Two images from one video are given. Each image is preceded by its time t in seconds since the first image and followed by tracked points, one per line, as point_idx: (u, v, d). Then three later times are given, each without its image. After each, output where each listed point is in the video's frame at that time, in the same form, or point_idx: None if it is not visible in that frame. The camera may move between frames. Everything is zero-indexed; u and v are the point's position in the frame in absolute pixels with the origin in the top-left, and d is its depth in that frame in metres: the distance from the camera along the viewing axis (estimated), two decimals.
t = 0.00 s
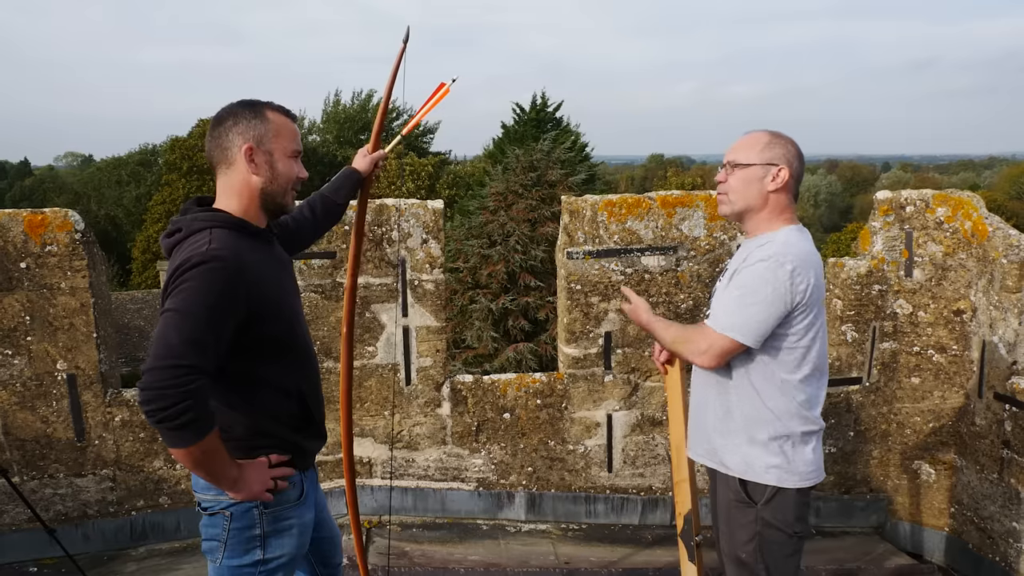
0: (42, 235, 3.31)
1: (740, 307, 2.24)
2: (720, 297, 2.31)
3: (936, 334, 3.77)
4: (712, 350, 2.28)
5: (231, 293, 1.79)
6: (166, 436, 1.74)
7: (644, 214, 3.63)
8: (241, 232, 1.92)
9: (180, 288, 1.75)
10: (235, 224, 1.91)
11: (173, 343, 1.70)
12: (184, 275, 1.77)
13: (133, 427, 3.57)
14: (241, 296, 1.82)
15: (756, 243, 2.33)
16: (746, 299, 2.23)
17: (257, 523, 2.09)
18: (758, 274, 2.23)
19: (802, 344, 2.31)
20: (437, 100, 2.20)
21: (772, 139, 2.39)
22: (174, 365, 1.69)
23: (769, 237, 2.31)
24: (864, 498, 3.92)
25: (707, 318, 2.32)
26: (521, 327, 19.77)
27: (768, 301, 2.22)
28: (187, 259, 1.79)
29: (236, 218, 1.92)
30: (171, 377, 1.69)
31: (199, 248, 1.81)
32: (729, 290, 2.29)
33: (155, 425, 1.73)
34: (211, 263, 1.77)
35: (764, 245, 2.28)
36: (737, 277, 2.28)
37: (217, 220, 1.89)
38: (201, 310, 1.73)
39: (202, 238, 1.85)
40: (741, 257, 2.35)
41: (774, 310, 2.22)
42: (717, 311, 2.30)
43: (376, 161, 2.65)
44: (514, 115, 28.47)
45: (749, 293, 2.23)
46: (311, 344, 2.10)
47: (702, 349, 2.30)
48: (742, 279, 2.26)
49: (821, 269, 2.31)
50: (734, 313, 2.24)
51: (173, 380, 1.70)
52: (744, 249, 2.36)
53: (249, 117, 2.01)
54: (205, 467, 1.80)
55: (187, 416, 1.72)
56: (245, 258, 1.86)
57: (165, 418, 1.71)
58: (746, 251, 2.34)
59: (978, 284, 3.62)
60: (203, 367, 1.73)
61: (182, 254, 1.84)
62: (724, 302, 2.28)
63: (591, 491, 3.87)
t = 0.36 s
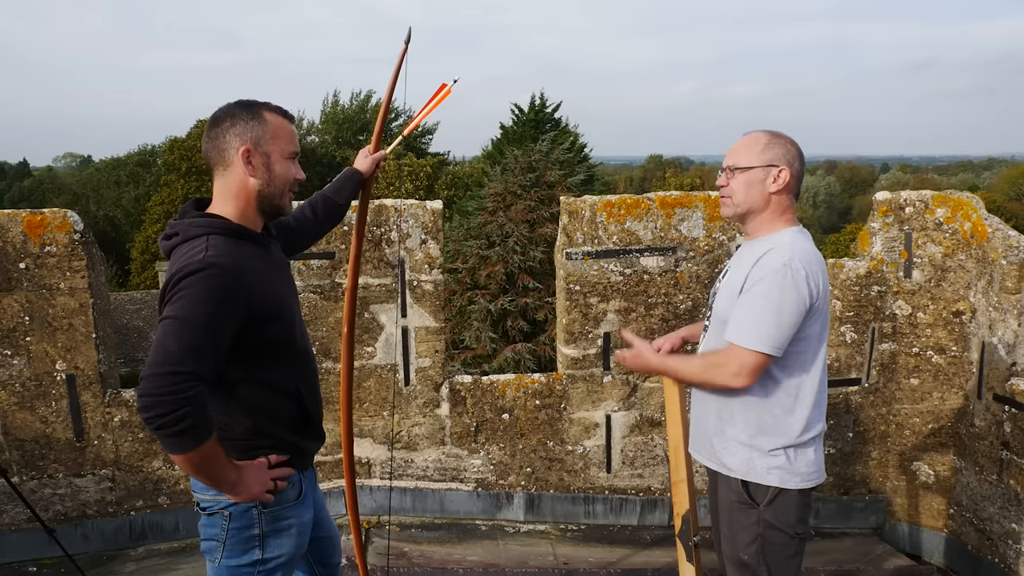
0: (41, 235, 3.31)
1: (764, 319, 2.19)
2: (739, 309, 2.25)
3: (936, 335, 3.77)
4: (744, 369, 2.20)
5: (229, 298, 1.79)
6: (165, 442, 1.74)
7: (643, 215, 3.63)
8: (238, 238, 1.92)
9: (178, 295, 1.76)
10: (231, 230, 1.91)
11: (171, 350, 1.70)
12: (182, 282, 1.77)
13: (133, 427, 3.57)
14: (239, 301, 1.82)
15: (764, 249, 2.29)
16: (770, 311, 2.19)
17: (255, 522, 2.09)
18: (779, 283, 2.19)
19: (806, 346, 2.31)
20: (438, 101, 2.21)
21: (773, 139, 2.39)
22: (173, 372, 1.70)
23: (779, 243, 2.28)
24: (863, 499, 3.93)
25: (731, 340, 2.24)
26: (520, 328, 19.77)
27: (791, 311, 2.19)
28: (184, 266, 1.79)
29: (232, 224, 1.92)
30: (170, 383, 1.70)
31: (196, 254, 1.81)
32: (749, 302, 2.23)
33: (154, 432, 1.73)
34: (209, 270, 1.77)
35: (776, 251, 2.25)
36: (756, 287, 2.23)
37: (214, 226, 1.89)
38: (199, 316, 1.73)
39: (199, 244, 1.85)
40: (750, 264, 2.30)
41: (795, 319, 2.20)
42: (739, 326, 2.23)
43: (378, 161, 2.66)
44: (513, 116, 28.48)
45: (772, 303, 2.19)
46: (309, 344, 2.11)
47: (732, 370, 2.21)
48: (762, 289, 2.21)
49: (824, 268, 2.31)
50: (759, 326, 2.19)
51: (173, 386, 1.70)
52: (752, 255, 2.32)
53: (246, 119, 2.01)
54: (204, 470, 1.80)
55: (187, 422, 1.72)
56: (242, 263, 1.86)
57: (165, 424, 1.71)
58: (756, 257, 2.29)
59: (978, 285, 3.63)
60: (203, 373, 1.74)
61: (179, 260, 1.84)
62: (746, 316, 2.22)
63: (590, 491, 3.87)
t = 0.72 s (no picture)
0: (45, 234, 3.32)
1: (814, 333, 2.15)
2: (780, 327, 2.18)
3: (940, 336, 3.76)
4: (813, 383, 2.16)
5: (230, 299, 1.80)
6: (168, 443, 1.74)
7: (646, 214, 3.63)
8: (239, 238, 1.92)
9: (179, 296, 1.76)
10: (232, 230, 1.91)
11: (173, 350, 1.70)
12: (183, 283, 1.77)
13: (136, 425, 3.58)
14: (240, 302, 1.82)
15: (780, 255, 2.24)
16: (815, 323, 2.15)
17: (259, 521, 2.09)
18: (814, 292, 2.16)
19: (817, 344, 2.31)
20: (446, 100, 2.21)
21: (768, 140, 2.39)
22: (175, 372, 1.70)
23: (793, 247, 2.24)
24: (866, 499, 3.92)
25: (790, 358, 2.17)
26: (523, 327, 19.77)
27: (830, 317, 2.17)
28: (185, 267, 1.79)
29: (234, 224, 1.92)
30: (171, 384, 1.70)
31: (197, 255, 1.81)
32: (789, 317, 2.17)
33: (156, 432, 1.73)
34: (210, 270, 1.77)
35: (793, 256, 2.22)
36: (791, 300, 2.17)
37: (215, 226, 1.89)
38: (201, 317, 1.73)
39: (200, 245, 1.85)
40: (766, 271, 2.25)
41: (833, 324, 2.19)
42: (792, 346, 2.16)
43: (386, 160, 2.66)
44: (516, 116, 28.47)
45: (815, 315, 2.15)
46: (310, 343, 2.10)
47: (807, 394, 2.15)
48: (799, 301, 2.16)
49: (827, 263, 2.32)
50: (811, 341, 2.15)
51: (174, 387, 1.70)
52: (765, 261, 2.27)
53: (245, 118, 2.01)
54: (206, 470, 1.80)
55: (189, 423, 1.72)
56: (243, 264, 1.86)
57: (167, 425, 1.71)
58: (773, 265, 2.23)
59: (981, 286, 3.62)
60: (204, 373, 1.74)
61: (180, 261, 1.84)
62: (795, 334, 2.16)
63: (593, 491, 3.87)
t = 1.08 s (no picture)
0: (48, 235, 3.32)
1: (839, 332, 2.14)
2: (806, 326, 2.16)
3: (942, 338, 3.76)
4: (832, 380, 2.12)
5: (230, 299, 1.80)
6: (166, 442, 1.75)
7: (649, 216, 3.62)
8: (241, 238, 1.92)
9: (179, 295, 1.76)
10: (233, 230, 1.91)
11: (172, 349, 1.70)
12: (183, 283, 1.77)
13: (138, 426, 3.58)
14: (240, 303, 1.82)
15: (805, 258, 2.25)
16: (841, 323, 2.14)
17: (260, 522, 2.09)
18: (840, 293, 2.17)
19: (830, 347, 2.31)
20: (450, 101, 2.21)
21: (784, 145, 2.39)
22: (173, 371, 1.70)
23: (817, 250, 2.25)
24: (869, 501, 3.91)
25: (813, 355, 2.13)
26: (525, 328, 19.77)
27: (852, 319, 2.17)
28: (185, 266, 1.79)
29: (234, 224, 1.92)
30: (170, 384, 1.70)
31: (198, 255, 1.82)
32: (817, 316, 2.15)
33: (154, 432, 1.74)
34: (210, 270, 1.77)
35: (819, 258, 2.22)
36: (819, 300, 2.16)
37: (216, 226, 1.90)
38: (200, 316, 1.73)
39: (201, 245, 1.85)
40: (794, 274, 2.25)
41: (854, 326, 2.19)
42: (818, 344, 2.13)
43: (389, 161, 2.66)
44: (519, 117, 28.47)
45: (840, 315, 2.15)
46: (312, 344, 2.10)
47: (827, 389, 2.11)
48: (827, 302, 2.15)
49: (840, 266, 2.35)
50: (836, 339, 2.13)
51: (173, 386, 1.70)
52: (792, 265, 2.27)
53: (242, 119, 2.01)
54: (207, 470, 1.80)
55: (187, 422, 1.72)
56: (244, 264, 1.86)
57: (165, 425, 1.71)
58: (800, 268, 2.24)
59: (984, 288, 3.61)
60: (203, 373, 1.74)
61: (181, 260, 1.85)
62: (820, 331, 2.13)
63: (595, 493, 3.87)
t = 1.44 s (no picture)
0: (49, 235, 3.33)
1: (848, 329, 2.17)
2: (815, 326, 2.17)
3: (942, 339, 3.76)
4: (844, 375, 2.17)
5: (231, 298, 1.80)
6: (166, 441, 1.75)
7: (649, 218, 3.63)
8: (240, 237, 1.92)
9: (179, 294, 1.76)
10: (232, 229, 1.91)
11: (172, 348, 1.71)
12: (183, 281, 1.78)
13: (138, 427, 3.58)
14: (241, 301, 1.83)
15: (806, 258, 2.24)
16: (847, 321, 2.17)
17: (259, 523, 2.09)
18: (845, 292, 2.18)
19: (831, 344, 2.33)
20: (447, 102, 2.21)
21: (772, 147, 2.39)
22: (174, 369, 1.70)
23: (817, 249, 2.25)
24: (868, 503, 3.91)
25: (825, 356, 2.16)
26: (525, 330, 19.77)
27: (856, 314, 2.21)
28: (186, 265, 1.80)
29: (234, 224, 1.93)
30: (170, 381, 1.70)
31: (198, 253, 1.82)
32: (825, 316, 2.16)
33: (155, 430, 1.74)
34: (211, 268, 1.78)
35: (821, 258, 2.22)
36: (826, 300, 2.16)
37: (216, 225, 1.90)
38: (200, 314, 1.73)
39: (201, 244, 1.85)
40: (795, 274, 2.24)
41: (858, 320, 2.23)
42: (829, 344, 2.15)
43: (388, 163, 2.65)
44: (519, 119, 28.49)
45: (847, 312, 2.17)
46: (312, 344, 2.11)
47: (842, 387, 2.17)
48: (834, 301, 2.16)
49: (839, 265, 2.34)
50: (847, 337, 2.16)
51: (174, 384, 1.70)
52: (793, 265, 2.26)
53: (236, 123, 2.01)
54: (206, 470, 1.81)
55: (188, 420, 1.72)
56: (244, 263, 1.86)
57: (165, 423, 1.72)
58: (802, 268, 2.23)
59: (984, 290, 3.61)
60: (203, 371, 1.74)
61: (181, 259, 1.85)
62: (831, 331, 2.16)
63: (595, 494, 3.87)
